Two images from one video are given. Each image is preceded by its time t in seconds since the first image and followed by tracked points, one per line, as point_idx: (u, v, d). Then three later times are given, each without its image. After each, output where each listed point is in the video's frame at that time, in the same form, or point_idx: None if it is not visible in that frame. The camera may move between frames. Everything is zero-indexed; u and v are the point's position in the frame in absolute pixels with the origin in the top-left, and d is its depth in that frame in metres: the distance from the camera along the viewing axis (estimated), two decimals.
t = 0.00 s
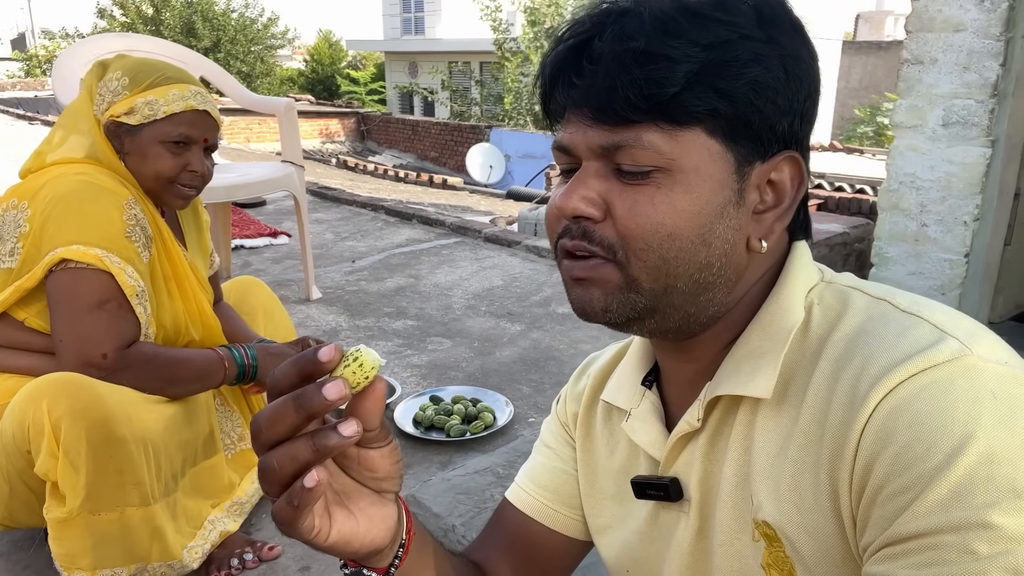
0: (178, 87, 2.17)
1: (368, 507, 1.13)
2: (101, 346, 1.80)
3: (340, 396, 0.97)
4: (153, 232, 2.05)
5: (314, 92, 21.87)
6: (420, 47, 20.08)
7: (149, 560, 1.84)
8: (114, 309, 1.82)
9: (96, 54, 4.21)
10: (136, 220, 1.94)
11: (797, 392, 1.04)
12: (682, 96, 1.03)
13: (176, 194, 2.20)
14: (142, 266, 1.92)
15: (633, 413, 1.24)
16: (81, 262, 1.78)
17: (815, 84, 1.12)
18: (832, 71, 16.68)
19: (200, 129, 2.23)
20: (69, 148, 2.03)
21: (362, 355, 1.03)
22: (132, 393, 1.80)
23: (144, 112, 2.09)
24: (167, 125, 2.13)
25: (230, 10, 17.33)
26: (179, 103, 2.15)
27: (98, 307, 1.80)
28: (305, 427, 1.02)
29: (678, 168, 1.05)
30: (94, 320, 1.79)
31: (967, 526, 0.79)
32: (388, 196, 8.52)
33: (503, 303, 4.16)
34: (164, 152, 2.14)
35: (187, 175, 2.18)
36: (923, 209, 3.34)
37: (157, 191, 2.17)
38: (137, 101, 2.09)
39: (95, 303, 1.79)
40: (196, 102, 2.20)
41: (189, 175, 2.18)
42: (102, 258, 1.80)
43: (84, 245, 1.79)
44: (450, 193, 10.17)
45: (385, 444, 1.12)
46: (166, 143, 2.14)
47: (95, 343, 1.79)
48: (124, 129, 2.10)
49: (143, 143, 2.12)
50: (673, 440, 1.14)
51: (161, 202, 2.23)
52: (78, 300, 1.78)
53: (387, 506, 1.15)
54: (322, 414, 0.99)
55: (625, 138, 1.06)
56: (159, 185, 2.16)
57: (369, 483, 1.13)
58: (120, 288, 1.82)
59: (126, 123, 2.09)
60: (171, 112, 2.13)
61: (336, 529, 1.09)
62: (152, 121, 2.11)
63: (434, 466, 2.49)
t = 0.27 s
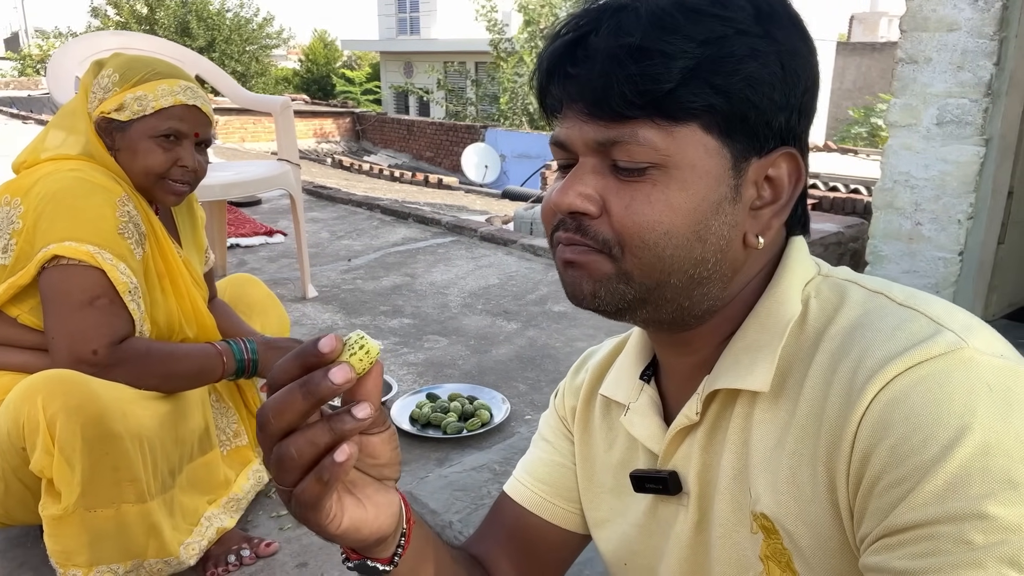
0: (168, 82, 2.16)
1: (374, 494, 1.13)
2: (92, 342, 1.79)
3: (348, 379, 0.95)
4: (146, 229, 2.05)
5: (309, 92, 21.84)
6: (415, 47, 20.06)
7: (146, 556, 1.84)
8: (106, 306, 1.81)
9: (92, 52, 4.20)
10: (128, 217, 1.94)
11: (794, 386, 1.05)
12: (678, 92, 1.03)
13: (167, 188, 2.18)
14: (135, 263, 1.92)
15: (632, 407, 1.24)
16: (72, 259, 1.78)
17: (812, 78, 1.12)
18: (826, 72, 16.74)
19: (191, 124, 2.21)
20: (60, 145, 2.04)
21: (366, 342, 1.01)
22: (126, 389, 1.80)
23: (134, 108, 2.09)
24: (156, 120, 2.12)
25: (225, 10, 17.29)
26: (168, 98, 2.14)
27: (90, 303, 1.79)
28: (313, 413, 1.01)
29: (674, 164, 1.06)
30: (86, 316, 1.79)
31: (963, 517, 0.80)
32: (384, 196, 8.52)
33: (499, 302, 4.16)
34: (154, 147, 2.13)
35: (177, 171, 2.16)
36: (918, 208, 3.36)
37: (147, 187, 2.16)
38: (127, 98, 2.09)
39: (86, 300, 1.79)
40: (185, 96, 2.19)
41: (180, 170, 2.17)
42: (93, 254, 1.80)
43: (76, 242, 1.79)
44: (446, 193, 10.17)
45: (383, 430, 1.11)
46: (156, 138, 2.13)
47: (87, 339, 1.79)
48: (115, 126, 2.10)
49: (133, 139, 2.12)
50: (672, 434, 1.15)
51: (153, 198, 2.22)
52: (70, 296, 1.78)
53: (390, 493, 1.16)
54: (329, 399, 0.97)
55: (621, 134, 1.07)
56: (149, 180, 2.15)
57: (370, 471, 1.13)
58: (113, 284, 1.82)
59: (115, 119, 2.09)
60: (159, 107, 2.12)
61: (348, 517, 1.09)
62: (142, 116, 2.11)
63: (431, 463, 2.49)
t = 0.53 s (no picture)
0: (159, 82, 2.16)
1: (366, 488, 1.12)
2: (84, 341, 1.79)
3: (339, 372, 0.93)
4: (139, 228, 2.04)
5: (306, 92, 21.81)
6: (412, 46, 20.04)
7: (139, 556, 1.84)
8: (98, 305, 1.81)
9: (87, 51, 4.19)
10: (121, 216, 1.93)
11: (783, 385, 1.04)
12: (672, 90, 1.03)
13: (157, 188, 2.17)
14: (128, 262, 1.92)
15: (624, 408, 1.24)
16: (64, 258, 1.78)
17: (796, 73, 1.12)
18: (823, 72, 16.76)
19: (183, 125, 2.21)
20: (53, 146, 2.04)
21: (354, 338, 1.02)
22: (120, 388, 1.80)
23: (125, 108, 2.09)
24: (147, 120, 2.12)
25: (222, 9, 17.26)
26: (159, 98, 2.14)
27: (82, 303, 1.79)
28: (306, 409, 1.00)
29: (671, 164, 1.06)
30: (78, 315, 1.78)
31: (949, 515, 0.80)
32: (381, 195, 8.51)
33: (496, 301, 4.16)
34: (145, 146, 2.13)
35: (167, 170, 2.15)
36: (913, 207, 3.36)
37: (138, 186, 2.15)
38: (118, 98, 2.09)
39: (78, 299, 1.78)
40: (176, 97, 2.18)
41: (169, 170, 2.15)
42: (86, 253, 1.79)
43: (68, 241, 1.79)
44: (443, 193, 10.16)
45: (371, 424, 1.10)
46: (147, 138, 2.13)
47: (79, 338, 1.78)
48: (106, 125, 2.10)
49: (123, 139, 2.11)
50: (663, 434, 1.15)
51: (145, 199, 2.21)
52: (62, 295, 1.77)
53: (381, 488, 1.16)
54: (324, 394, 0.95)
55: (618, 134, 1.07)
56: (140, 180, 2.14)
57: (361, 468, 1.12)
58: (105, 284, 1.81)
59: (107, 119, 2.09)
60: (150, 107, 2.12)
61: (348, 512, 1.09)
62: (132, 116, 2.10)
63: (426, 462, 2.49)
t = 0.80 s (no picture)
0: (160, 83, 2.16)
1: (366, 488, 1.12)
2: (86, 343, 1.78)
3: (333, 377, 0.92)
4: (140, 230, 2.04)
5: (304, 93, 21.80)
6: (410, 46, 20.02)
7: (141, 559, 1.83)
8: (100, 307, 1.80)
9: (86, 52, 4.19)
10: (122, 217, 1.93)
11: (786, 386, 1.04)
12: (670, 92, 1.03)
13: (152, 188, 2.15)
14: (129, 264, 1.91)
15: (627, 410, 1.24)
16: (66, 260, 1.77)
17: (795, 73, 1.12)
18: (821, 71, 16.77)
19: (184, 126, 2.20)
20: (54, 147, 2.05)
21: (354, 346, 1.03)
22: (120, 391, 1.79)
23: (124, 107, 2.09)
24: (145, 119, 2.12)
25: (220, 10, 17.25)
26: (158, 98, 2.13)
27: (83, 305, 1.78)
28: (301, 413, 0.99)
29: (670, 165, 1.05)
30: (80, 317, 1.78)
31: (951, 515, 0.80)
32: (380, 196, 8.51)
33: (495, 302, 4.16)
34: (142, 145, 2.12)
35: (163, 169, 2.14)
36: (912, 206, 3.36)
37: (133, 185, 2.13)
38: (118, 97, 2.09)
39: (80, 301, 1.78)
40: (176, 97, 2.18)
41: (164, 169, 2.14)
42: (87, 255, 1.79)
43: (69, 243, 1.78)
44: (442, 193, 10.16)
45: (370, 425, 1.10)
46: (145, 138, 2.12)
47: (81, 341, 1.78)
48: (106, 125, 2.10)
49: (121, 138, 2.10)
50: (666, 437, 1.15)
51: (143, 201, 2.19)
52: (64, 297, 1.77)
53: (382, 489, 1.15)
54: (317, 398, 0.94)
55: (615, 137, 1.07)
56: (134, 178, 2.12)
57: (362, 469, 1.12)
58: (106, 285, 1.81)
59: (106, 118, 2.09)
60: (149, 107, 2.12)
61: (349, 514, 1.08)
62: (131, 115, 2.10)
63: (426, 464, 2.49)
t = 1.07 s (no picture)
0: (160, 86, 2.16)
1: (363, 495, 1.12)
2: (87, 347, 1.78)
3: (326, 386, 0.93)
4: (141, 234, 2.04)
5: (303, 93, 21.79)
6: (409, 47, 20.01)
7: (141, 562, 1.84)
8: (101, 311, 1.80)
9: (85, 55, 4.18)
10: (123, 221, 1.93)
11: (786, 388, 1.04)
12: (661, 99, 1.03)
13: (151, 190, 2.15)
14: (130, 268, 1.91)
15: (627, 413, 1.23)
16: (68, 264, 1.77)
17: (793, 79, 1.12)
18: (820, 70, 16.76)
19: (184, 129, 2.19)
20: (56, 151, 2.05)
21: (344, 354, 1.03)
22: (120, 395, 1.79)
23: (124, 110, 2.09)
24: (145, 122, 2.11)
25: (219, 11, 17.24)
26: (157, 101, 2.13)
27: (85, 309, 1.78)
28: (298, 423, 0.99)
29: (661, 173, 1.05)
30: (81, 321, 1.78)
31: (952, 517, 0.80)
32: (379, 197, 8.51)
33: (495, 303, 4.16)
34: (141, 148, 2.11)
35: (161, 172, 2.13)
36: (912, 205, 3.36)
37: (130, 187, 2.13)
38: (118, 100, 2.09)
39: (81, 305, 1.77)
40: (176, 100, 2.17)
41: (163, 171, 2.14)
42: (89, 259, 1.79)
43: (71, 247, 1.78)
44: (441, 193, 10.16)
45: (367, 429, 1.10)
46: (144, 141, 2.12)
47: (82, 345, 1.77)
48: (106, 128, 2.10)
49: (120, 141, 2.10)
50: (666, 439, 1.14)
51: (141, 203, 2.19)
52: (65, 301, 1.76)
53: (379, 494, 1.16)
54: (313, 410, 0.94)
55: (607, 143, 1.06)
56: (131, 180, 2.12)
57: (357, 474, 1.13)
58: (108, 290, 1.81)
59: (106, 121, 2.09)
60: (148, 110, 2.11)
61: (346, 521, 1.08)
62: (131, 118, 2.10)
63: (427, 465, 2.49)
